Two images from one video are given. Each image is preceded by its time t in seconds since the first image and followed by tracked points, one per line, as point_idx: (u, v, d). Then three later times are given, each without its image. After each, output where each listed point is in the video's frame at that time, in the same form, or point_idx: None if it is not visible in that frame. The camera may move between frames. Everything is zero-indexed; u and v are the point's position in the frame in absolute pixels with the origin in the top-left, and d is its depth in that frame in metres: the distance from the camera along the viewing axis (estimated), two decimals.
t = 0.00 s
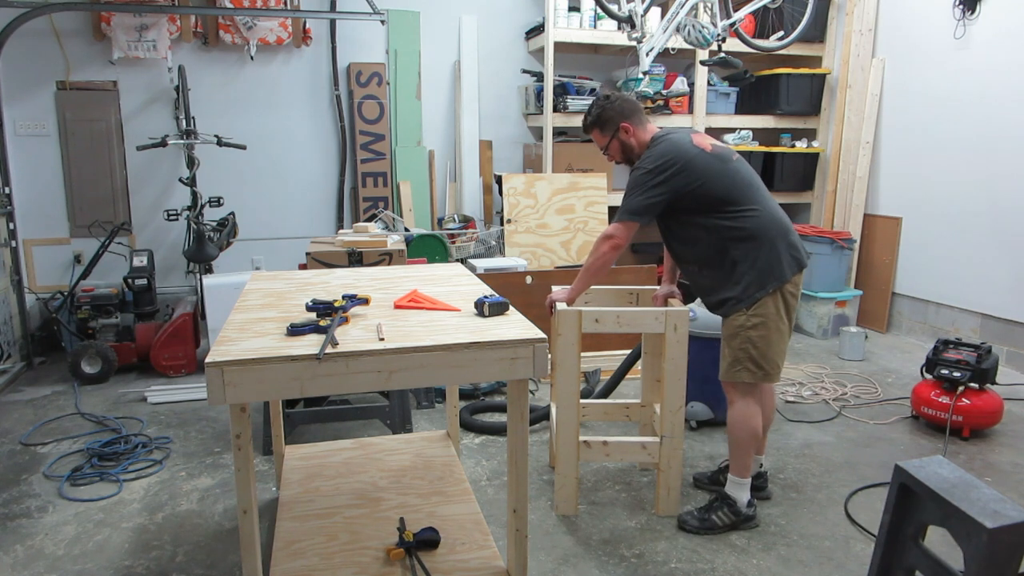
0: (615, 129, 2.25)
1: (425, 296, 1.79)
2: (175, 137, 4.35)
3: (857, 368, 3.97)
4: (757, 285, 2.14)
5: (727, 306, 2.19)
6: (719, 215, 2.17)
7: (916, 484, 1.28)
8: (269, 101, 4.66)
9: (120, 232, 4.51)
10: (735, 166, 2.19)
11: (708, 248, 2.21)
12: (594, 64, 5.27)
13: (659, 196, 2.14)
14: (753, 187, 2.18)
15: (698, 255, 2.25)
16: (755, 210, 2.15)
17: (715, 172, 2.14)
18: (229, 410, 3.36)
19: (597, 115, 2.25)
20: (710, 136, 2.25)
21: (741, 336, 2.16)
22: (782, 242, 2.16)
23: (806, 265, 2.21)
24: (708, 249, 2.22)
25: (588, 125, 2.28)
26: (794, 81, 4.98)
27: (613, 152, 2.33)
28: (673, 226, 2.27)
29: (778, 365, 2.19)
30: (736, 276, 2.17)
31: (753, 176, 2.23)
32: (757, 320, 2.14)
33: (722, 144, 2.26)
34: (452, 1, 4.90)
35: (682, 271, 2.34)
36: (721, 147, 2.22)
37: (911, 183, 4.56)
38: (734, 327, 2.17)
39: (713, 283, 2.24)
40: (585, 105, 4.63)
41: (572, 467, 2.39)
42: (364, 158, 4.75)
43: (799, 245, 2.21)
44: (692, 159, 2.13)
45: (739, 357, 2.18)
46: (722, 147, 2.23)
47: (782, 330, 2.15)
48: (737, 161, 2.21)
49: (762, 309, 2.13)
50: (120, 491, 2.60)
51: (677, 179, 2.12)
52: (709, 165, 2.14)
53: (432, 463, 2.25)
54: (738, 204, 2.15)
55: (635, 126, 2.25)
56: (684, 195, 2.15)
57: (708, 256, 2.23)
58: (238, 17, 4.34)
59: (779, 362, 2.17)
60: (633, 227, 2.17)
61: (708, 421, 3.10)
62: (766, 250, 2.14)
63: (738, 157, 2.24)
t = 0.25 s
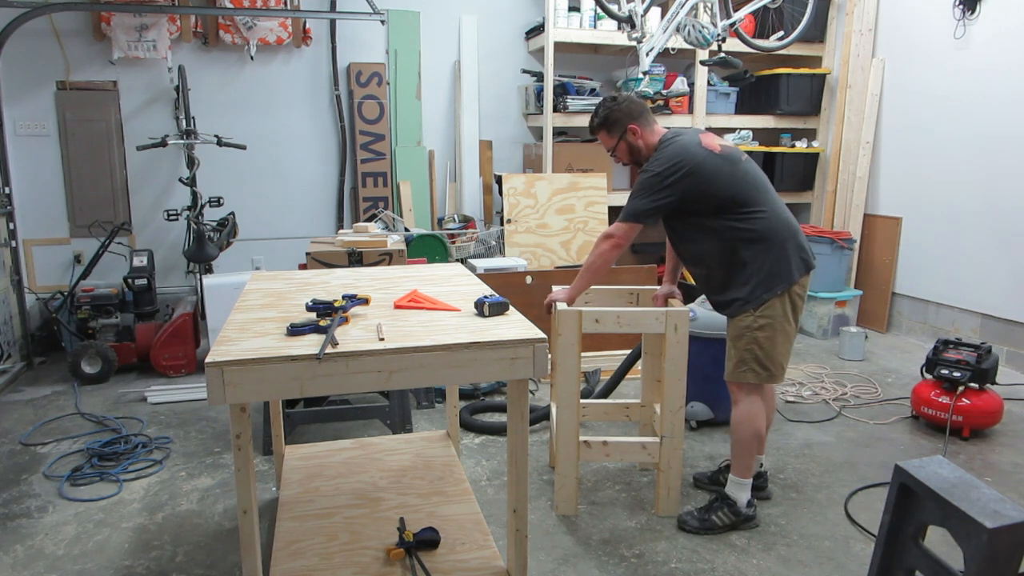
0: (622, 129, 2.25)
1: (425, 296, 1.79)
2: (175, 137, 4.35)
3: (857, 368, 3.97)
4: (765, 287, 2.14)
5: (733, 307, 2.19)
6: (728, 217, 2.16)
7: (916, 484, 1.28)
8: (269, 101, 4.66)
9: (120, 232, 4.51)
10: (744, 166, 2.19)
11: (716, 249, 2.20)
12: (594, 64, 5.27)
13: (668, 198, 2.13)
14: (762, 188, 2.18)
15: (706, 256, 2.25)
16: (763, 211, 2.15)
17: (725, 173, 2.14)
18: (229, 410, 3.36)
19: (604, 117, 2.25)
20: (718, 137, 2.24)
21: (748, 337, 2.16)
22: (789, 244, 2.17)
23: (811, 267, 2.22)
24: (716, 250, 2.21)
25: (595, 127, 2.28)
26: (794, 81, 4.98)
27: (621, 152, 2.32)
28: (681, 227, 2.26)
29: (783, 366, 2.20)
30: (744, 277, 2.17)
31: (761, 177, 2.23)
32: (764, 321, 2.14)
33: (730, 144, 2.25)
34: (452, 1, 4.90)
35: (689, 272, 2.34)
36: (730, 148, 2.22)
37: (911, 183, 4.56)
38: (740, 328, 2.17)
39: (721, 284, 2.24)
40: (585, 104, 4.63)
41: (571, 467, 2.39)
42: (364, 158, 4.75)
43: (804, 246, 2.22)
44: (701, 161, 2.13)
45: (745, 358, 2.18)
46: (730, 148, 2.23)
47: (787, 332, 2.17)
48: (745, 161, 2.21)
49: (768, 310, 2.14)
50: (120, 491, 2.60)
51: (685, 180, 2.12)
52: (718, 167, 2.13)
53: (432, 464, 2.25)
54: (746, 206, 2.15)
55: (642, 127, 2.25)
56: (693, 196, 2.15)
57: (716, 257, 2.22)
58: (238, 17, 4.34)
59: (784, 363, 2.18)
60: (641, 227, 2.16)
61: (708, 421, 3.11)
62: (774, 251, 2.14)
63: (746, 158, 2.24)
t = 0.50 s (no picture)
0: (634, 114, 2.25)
1: (425, 296, 1.79)
2: (174, 137, 4.35)
3: (857, 368, 3.97)
4: (777, 284, 2.13)
5: (741, 306, 2.18)
6: (742, 213, 2.16)
7: (917, 485, 1.28)
8: (268, 101, 4.66)
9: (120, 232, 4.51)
10: (759, 163, 2.20)
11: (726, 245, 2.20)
12: (594, 64, 5.27)
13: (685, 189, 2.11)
14: (775, 185, 2.20)
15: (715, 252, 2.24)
16: (777, 208, 2.16)
17: (741, 169, 2.13)
18: (229, 410, 3.36)
19: (618, 106, 2.25)
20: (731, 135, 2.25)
21: (755, 337, 2.16)
22: (800, 243, 2.18)
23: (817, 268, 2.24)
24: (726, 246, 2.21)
25: (609, 117, 2.28)
26: (794, 81, 4.98)
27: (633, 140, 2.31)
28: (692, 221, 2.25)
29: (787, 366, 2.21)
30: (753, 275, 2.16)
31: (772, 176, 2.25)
32: (771, 321, 2.14)
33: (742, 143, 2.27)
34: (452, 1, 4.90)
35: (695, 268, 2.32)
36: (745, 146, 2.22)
37: (911, 183, 4.56)
38: (748, 328, 2.16)
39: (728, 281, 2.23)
40: (585, 104, 4.62)
41: (571, 467, 2.39)
42: (364, 158, 4.75)
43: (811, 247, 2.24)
44: (720, 154, 2.13)
45: (751, 358, 2.17)
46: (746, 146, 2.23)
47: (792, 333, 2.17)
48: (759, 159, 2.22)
49: (776, 311, 2.14)
50: (120, 491, 2.60)
51: (707, 172, 2.10)
52: (735, 162, 2.13)
53: (432, 464, 2.25)
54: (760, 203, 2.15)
55: (656, 118, 2.24)
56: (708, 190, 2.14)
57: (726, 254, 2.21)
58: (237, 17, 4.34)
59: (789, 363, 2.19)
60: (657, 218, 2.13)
61: (708, 421, 3.11)
62: (787, 248, 2.14)
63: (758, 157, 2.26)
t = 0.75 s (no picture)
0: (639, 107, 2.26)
1: (425, 296, 1.79)
2: (174, 137, 4.35)
3: (857, 368, 3.97)
4: (783, 281, 2.13)
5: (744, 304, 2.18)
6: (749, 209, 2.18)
7: (916, 485, 1.28)
8: (268, 101, 4.66)
9: (120, 232, 4.51)
10: (769, 161, 2.22)
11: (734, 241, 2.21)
12: (594, 64, 5.27)
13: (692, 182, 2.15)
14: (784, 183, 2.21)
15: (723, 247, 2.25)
16: (785, 204, 2.17)
17: (750, 165, 2.16)
18: (229, 410, 3.36)
19: (626, 101, 2.26)
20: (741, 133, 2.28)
21: (756, 336, 2.15)
22: (807, 242, 2.18)
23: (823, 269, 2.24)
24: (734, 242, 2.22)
25: (617, 111, 2.29)
26: (794, 81, 4.98)
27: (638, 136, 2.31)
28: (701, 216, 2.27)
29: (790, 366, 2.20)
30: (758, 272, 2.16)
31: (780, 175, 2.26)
32: (774, 321, 2.14)
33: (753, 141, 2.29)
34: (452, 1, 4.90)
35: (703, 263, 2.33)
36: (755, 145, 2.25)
37: (911, 182, 4.56)
38: (750, 327, 2.15)
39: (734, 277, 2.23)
40: (584, 104, 4.62)
41: (571, 467, 2.39)
42: (364, 158, 4.75)
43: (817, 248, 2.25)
44: (731, 148, 2.15)
45: (753, 358, 2.16)
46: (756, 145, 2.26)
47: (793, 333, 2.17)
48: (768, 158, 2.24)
49: (778, 310, 2.13)
50: (120, 491, 2.60)
51: (718, 163, 2.11)
52: (744, 158, 2.16)
53: (432, 464, 2.25)
54: (767, 200, 2.17)
55: (663, 114, 2.24)
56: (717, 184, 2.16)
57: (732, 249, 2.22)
58: (238, 17, 4.34)
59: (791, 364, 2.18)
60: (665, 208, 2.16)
61: (708, 421, 3.11)
62: (795, 245, 2.15)
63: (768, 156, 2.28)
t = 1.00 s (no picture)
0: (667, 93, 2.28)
1: (425, 296, 1.79)
2: (175, 137, 4.35)
3: (857, 369, 3.97)
4: (782, 284, 2.11)
5: (734, 307, 2.19)
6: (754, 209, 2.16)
7: (916, 485, 1.28)
8: (268, 101, 4.66)
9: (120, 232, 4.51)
10: (781, 161, 2.18)
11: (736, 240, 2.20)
12: (594, 64, 5.27)
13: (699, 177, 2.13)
14: (793, 185, 2.18)
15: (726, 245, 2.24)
16: (791, 206, 2.14)
17: (760, 165, 2.13)
18: (229, 410, 3.36)
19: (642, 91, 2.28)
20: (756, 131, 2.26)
21: (741, 340, 2.16)
22: (810, 246, 2.15)
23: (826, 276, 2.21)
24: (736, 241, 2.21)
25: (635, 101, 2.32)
26: (794, 81, 4.98)
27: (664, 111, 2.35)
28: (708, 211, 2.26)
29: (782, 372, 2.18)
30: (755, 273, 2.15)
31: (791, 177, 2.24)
32: (761, 325, 2.13)
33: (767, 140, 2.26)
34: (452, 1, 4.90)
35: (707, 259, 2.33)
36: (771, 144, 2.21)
37: (911, 182, 4.55)
38: (736, 329, 2.17)
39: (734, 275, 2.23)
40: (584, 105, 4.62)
41: (570, 464, 2.41)
42: (364, 158, 4.75)
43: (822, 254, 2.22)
44: (742, 146, 2.12)
45: (736, 360, 2.17)
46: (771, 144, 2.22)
47: (784, 340, 2.15)
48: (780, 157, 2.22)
49: (766, 316, 2.13)
50: (120, 491, 2.60)
51: (725, 159, 2.09)
52: (755, 158, 2.13)
53: (432, 464, 2.25)
54: (774, 202, 2.14)
55: (674, 108, 2.24)
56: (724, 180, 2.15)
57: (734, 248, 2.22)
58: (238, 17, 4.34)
59: (777, 375, 2.15)
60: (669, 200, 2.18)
61: (708, 421, 3.11)
62: (798, 248, 2.12)
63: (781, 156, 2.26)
